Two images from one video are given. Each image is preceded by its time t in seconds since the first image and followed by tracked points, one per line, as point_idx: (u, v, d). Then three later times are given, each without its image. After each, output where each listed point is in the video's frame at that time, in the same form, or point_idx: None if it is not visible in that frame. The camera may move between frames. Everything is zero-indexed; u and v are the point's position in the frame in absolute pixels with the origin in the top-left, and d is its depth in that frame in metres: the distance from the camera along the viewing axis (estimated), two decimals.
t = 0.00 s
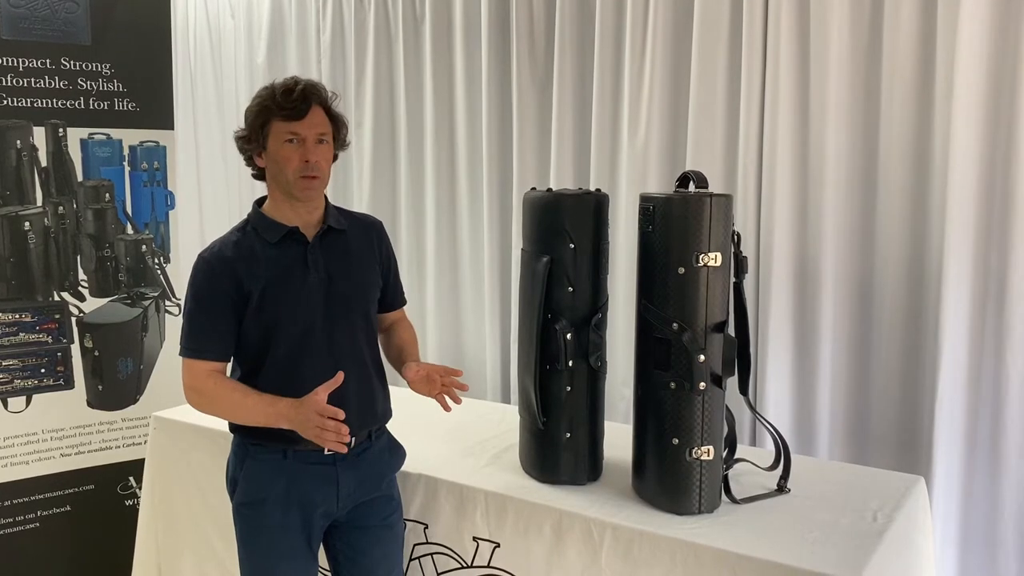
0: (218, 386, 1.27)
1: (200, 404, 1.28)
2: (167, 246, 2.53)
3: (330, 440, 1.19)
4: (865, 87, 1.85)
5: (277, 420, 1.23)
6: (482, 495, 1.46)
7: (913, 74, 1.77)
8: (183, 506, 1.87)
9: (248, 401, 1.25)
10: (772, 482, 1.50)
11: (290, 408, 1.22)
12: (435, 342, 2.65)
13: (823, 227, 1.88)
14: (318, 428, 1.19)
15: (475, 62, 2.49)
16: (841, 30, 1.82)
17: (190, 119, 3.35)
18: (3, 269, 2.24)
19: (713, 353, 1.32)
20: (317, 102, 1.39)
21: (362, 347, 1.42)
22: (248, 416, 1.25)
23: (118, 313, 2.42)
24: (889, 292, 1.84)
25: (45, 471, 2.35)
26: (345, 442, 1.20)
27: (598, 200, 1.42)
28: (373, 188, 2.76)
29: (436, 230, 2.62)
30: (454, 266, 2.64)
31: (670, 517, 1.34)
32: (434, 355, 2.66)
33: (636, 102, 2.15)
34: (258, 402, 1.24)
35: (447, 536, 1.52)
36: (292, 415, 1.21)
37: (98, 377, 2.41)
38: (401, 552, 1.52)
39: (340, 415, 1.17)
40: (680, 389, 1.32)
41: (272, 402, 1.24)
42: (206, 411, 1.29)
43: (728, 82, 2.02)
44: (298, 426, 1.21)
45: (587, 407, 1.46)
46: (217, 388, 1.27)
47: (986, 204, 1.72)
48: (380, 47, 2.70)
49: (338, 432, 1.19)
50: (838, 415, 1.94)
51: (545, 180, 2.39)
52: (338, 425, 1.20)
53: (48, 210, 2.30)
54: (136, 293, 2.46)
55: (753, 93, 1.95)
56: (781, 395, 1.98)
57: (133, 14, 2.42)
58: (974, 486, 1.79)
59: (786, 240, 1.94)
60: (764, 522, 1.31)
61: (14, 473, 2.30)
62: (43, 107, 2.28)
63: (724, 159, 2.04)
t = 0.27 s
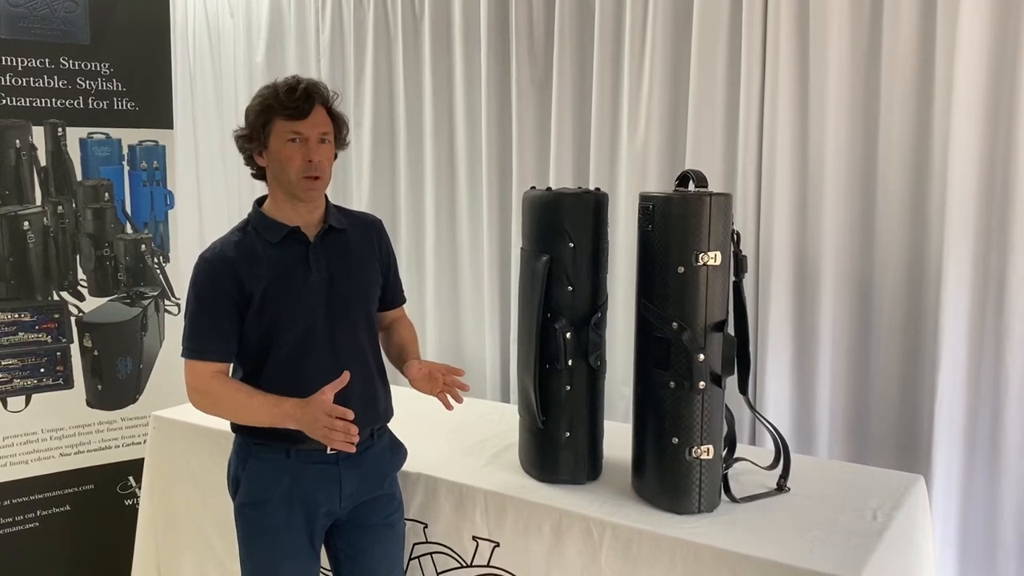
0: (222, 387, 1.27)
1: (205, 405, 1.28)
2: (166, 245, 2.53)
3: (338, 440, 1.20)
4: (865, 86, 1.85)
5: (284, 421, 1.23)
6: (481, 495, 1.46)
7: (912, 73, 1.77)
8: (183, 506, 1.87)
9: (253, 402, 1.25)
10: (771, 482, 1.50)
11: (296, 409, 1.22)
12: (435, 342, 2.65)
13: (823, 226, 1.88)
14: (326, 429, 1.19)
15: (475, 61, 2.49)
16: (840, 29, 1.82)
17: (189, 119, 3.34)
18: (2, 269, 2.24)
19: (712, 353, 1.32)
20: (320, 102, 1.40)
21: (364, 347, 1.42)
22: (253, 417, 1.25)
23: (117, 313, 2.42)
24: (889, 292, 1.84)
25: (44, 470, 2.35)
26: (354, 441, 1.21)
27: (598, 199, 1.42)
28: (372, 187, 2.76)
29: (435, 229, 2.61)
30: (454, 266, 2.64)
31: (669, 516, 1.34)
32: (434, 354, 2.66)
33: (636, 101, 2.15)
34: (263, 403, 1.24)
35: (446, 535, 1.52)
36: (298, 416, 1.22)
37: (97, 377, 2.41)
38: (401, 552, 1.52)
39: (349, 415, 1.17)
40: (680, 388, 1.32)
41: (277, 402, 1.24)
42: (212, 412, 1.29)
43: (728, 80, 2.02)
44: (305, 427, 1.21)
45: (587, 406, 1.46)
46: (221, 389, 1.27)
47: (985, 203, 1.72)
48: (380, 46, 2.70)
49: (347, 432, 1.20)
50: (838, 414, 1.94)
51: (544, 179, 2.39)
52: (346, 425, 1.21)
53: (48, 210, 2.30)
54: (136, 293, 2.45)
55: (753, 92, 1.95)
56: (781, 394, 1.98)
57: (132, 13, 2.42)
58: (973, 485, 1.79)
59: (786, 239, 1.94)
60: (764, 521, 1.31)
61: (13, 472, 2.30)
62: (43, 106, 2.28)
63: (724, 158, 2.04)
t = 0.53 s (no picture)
0: (223, 387, 1.27)
1: (205, 405, 1.28)
2: (165, 244, 2.52)
3: (339, 440, 1.20)
4: (865, 85, 1.85)
5: (284, 421, 1.23)
6: (481, 494, 1.45)
7: (911, 72, 1.77)
8: (183, 505, 1.87)
9: (253, 402, 1.25)
10: (770, 481, 1.50)
11: (297, 408, 1.22)
12: (434, 341, 2.65)
13: (822, 225, 1.88)
14: (327, 428, 1.19)
15: (474, 59, 2.49)
16: (840, 28, 1.82)
17: (188, 118, 3.34)
18: (2, 268, 2.24)
19: (711, 352, 1.32)
20: (322, 101, 1.40)
21: (365, 346, 1.42)
22: (254, 417, 1.25)
23: (116, 312, 2.42)
24: (889, 291, 1.84)
25: (43, 469, 2.35)
26: (354, 441, 1.21)
27: (597, 198, 1.41)
28: (372, 186, 2.76)
29: (434, 228, 2.61)
30: (453, 265, 2.64)
31: (668, 515, 1.34)
32: (433, 353, 2.66)
33: (635, 100, 2.15)
34: (264, 403, 1.24)
35: (446, 534, 1.52)
36: (299, 416, 1.21)
37: (97, 376, 2.41)
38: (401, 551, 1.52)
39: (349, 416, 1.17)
40: (679, 388, 1.32)
41: (277, 402, 1.24)
42: (212, 412, 1.29)
43: (727, 80, 2.02)
44: (305, 427, 1.21)
45: (586, 405, 1.46)
46: (222, 389, 1.27)
47: (985, 202, 1.72)
48: (379, 45, 2.69)
49: (347, 432, 1.20)
50: (838, 414, 1.94)
51: (544, 177, 2.39)
52: (347, 425, 1.20)
53: (47, 210, 2.29)
54: (135, 292, 2.46)
55: (753, 91, 1.95)
56: (780, 393, 1.98)
57: (131, 13, 2.41)
58: (973, 484, 1.79)
59: (785, 238, 1.94)
60: (763, 521, 1.31)
61: (13, 472, 2.30)
62: (42, 106, 2.28)
63: (723, 157, 2.04)
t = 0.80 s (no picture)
0: (225, 387, 1.27)
1: (206, 405, 1.28)
2: (164, 243, 2.52)
3: (347, 441, 1.21)
4: (864, 84, 1.85)
5: (289, 421, 1.24)
6: (480, 493, 1.46)
7: (911, 70, 1.77)
8: (182, 504, 1.87)
9: (257, 402, 1.25)
10: (770, 479, 1.50)
11: (302, 409, 1.22)
12: (434, 340, 2.65)
13: (821, 224, 1.88)
14: (335, 429, 1.20)
15: (474, 58, 2.49)
16: (839, 27, 1.82)
17: (188, 117, 3.34)
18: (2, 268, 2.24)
19: (711, 351, 1.32)
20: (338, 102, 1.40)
21: (365, 342, 1.42)
22: (257, 417, 1.25)
23: (116, 311, 2.42)
24: (888, 289, 1.84)
25: (43, 469, 2.35)
26: (362, 441, 1.22)
27: (596, 196, 1.41)
28: (372, 186, 2.76)
29: (434, 227, 2.61)
30: (453, 264, 2.64)
31: (667, 514, 1.34)
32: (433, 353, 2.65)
33: (634, 100, 2.15)
34: (268, 404, 1.25)
35: (445, 533, 1.52)
36: (304, 416, 1.22)
37: (96, 375, 2.41)
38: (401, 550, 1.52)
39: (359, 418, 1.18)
40: (679, 386, 1.33)
41: (282, 403, 1.24)
42: (213, 412, 1.29)
43: (726, 78, 2.02)
44: (311, 427, 1.21)
45: (586, 404, 1.46)
46: (224, 390, 1.27)
47: (984, 201, 1.72)
48: (379, 44, 2.69)
49: (356, 433, 1.21)
50: (838, 412, 1.94)
51: (543, 177, 2.39)
52: (355, 425, 1.22)
53: (46, 209, 2.30)
54: (135, 291, 2.46)
55: (752, 90, 1.95)
56: (780, 392, 1.98)
57: (130, 12, 2.41)
58: (972, 483, 1.79)
59: (785, 237, 1.94)
60: (762, 519, 1.32)
61: (12, 471, 2.30)
62: (41, 105, 2.28)
63: (723, 156, 2.04)
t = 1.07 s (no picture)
0: (231, 389, 1.26)
1: (213, 407, 1.28)
2: (164, 243, 2.52)
3: (359, 435, 1.23)
4: (863, 83, 1.85)
5: (299, 420, 1.24)
6: (480, 492, 1.46)
7: (910, 69, 1.77)
8: (182, 504, 1.87)
9: (264, 402, 1.25)
10: (769, 478, 1.50)
11: (312, 406, 1.23)
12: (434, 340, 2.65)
13: (821, 223, 1.88)
14: (347, 424, 1.22)
15: (473, 58, 2.49)
16: (839, 27, 1.82)
17: (187, 116, 3.34)
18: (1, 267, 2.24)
19: (710, 350, 1.32)
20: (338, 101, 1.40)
21: (366, 340, 1.42)
22: (265, 417, 1.25)
23: (116, 310, 2.43)
24: (888, 289, 1.84)
25: (43, 468, 2.35)
26: (374, 434, 1.25)
27: (596, 195, 1.41)
28: (372, 185, 2.76)
29: (434, 226, 2.61)
30: (453, 263, 2.64)
31: (667, 512, 1.34)
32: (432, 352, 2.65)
33: (634, 100, 2.15)
34: (276, 403, 1.25)
35: (445, 532, 1.52)
36: (314, 414, 1.23)
37: (96, 375, 2.41)
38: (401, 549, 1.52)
39: (372, 412, 1.21)
40: (678, 385, 1.33)
41: (290, 401, 1.25)
42: (219, 413, 1.28)
43: (726, 77, 2.02)
44: (322, 424, 1.23)
45: (585, 403, 1.46)
46: (230, 391, 1.26)
47: (983, 201, 1.72)
48: (378, 43, 2.69)
49: (368, 427, 1.24)
50: (838, 410, 1.94)
51: (543, 176, 2.39)
52: (366, 420, 1.24)
53: (46, 208, 2.30)
54: (135, 291, 2.46)
55: (752, 90, 1.95)
56: (779, 391, 1.98)
57: (129, 11, 2.41)
58: (972, 483, 1.79)
59: (784, 236, 1.94)
60: (762, 518, 1.32)
61: (12, 470, 2.30)
62: (41, 104, 2.28)
63: (722, 155, 2.04)
